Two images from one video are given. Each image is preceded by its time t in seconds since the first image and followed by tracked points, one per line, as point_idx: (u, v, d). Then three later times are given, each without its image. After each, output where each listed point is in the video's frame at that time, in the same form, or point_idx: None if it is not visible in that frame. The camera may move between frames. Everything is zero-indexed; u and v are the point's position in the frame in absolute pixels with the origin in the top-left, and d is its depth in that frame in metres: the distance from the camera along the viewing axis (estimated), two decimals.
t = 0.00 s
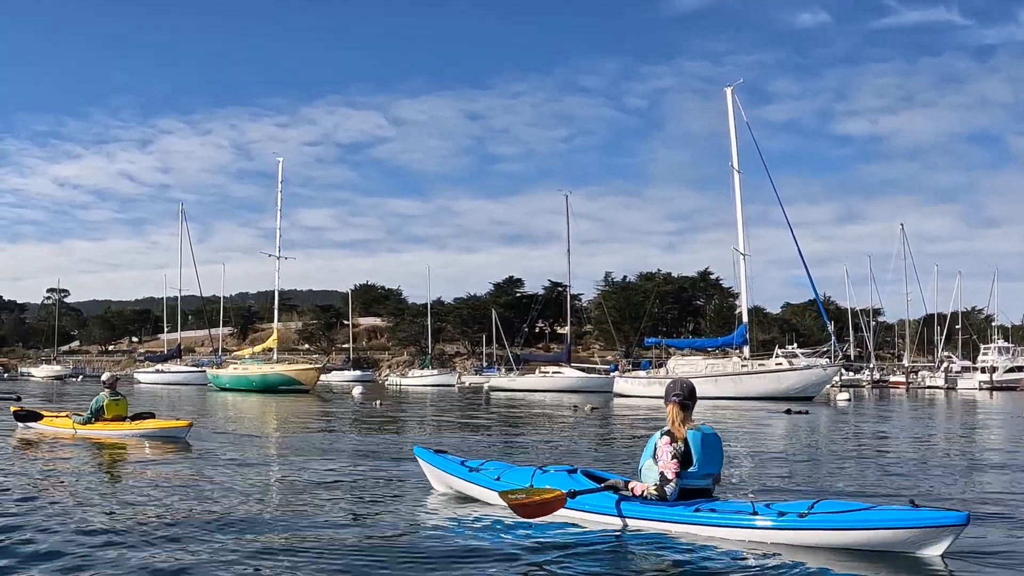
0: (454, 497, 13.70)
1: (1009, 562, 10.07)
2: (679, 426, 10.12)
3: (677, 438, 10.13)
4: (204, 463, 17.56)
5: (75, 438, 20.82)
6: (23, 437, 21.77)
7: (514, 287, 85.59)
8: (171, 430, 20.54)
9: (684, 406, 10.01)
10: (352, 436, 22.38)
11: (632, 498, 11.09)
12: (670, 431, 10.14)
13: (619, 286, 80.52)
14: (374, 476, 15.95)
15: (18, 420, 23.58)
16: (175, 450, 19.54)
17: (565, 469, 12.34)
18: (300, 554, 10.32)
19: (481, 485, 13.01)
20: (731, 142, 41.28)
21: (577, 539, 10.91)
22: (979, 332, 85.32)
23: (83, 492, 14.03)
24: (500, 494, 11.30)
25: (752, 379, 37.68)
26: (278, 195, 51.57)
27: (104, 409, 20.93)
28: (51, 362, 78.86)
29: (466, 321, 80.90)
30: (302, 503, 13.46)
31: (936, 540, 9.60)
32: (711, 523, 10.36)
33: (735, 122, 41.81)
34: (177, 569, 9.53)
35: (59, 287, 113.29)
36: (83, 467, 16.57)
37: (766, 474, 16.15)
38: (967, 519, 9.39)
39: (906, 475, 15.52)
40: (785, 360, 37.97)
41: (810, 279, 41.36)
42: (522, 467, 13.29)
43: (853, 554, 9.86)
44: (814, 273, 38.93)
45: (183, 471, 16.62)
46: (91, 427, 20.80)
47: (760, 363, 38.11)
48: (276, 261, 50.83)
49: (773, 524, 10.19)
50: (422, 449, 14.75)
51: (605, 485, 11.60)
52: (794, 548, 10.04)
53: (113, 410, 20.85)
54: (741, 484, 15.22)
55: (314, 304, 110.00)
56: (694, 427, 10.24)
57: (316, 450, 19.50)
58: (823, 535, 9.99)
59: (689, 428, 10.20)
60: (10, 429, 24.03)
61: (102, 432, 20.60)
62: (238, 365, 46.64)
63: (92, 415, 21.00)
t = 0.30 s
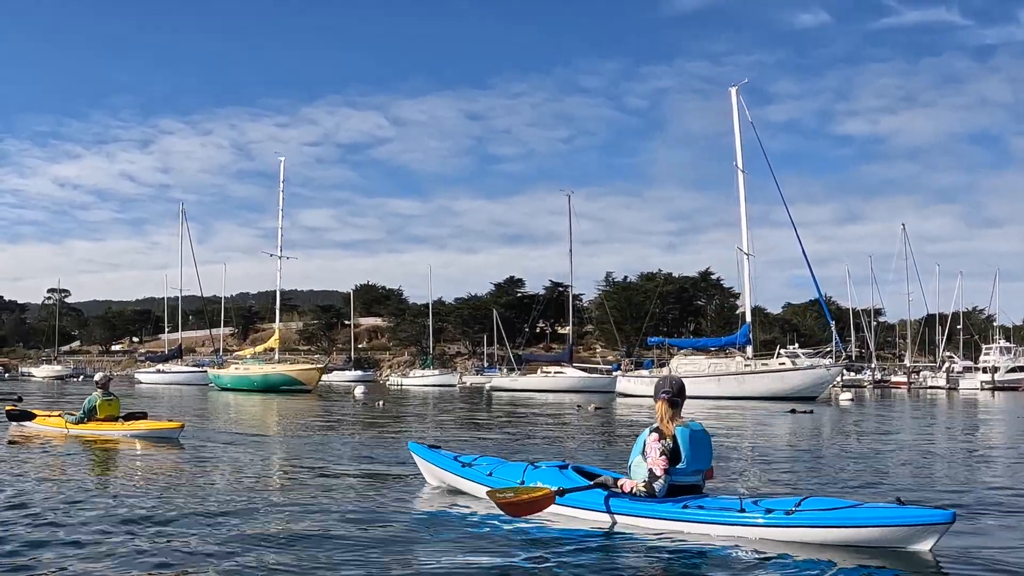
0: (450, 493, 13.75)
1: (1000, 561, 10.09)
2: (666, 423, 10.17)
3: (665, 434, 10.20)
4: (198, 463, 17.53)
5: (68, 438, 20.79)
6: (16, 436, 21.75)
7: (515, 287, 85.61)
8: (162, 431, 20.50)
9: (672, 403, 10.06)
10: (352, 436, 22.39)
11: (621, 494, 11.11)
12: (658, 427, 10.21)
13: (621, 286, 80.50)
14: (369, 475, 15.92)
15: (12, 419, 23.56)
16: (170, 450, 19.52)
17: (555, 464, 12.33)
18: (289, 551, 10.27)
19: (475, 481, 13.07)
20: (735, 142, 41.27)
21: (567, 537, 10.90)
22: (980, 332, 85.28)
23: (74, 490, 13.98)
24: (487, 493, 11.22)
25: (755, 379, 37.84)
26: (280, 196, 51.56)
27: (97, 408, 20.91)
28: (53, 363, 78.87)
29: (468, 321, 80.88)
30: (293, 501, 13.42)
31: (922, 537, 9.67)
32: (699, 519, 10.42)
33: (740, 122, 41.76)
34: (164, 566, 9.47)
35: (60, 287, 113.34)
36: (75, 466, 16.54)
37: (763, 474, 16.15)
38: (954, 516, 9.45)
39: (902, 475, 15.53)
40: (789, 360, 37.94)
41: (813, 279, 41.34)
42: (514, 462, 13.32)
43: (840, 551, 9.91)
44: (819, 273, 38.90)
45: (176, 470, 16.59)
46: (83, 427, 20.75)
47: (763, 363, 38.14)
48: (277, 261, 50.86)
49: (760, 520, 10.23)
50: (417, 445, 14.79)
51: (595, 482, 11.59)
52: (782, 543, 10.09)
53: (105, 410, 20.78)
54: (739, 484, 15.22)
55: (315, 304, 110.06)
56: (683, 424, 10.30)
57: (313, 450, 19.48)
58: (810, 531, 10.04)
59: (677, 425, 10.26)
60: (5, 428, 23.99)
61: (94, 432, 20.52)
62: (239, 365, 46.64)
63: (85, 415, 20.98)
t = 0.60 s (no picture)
0: (443, 489, 13.81)
1: (991, 561, 10.06)
2: (657, 423, 10.16)
3: (655, 433, 10.20)
4: (193, 463, 17.52)
5: (62, 438, 20.87)
6: (9, 435, 21.84)
7: (517, 288, 85.60)
8: (155, 431, 20.50)
9: (662, 402, 10.06)
10: (352, 436, 22.39)
11: (611, 493, 11.15)
12: (647, 427, 10.20)
13: (623, 287, 80.52)
14: (365, 475, 15.92)
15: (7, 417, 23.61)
16: (166, 450, 19.50)
17: (547, 462, 12.33)
18: (278, 552, 10.26)
19: (467, 478, 13.11)
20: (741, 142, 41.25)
21: (558, 535, 10.89)
22: (983, 332, 85.22)
23: (65, 491, 13.94)
24: (478, 495, 11.21)
25: (759, 378, 37.74)
26: (283, 195, 51.69)
27: (91, 408, 20.98)
28: (55, 363, 78.97)
29: (470, 321, 80.84)
30: (286, 501, 13.41)
31: (909, 537, 9.63)
32: (688, 519, 10.43)
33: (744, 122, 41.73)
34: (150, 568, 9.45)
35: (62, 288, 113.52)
36: (69, 466, 16.52)
37: (761, 475, 16.16)
38: (940, 516, 9.43)
39: (899, 475, 15.51)
40: (793, 359, 37.91)
41: (817, 279, 41.31)
42: (506, 459, 13.36)
43: (827, 551, 9.90)
44: (824, 273, 38.81)
45: (170, 469, 16.57)
46: (77, 427, 20.86)
47: (767, 363, 38.10)
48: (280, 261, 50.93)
49: (747, 520, 10.21)
50: (409, 441, 14.84)
51: (586, 480, 11.59)
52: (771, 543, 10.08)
53: (99, 409, 20.91)
54: (736, 485, 15.21)
55: (317, 304, 110.15)
56: (673, 423, 10.30)
57: (311, 450, 19.47)
58: (796, 531, 10.00)
59: (667, 424, 10.25)
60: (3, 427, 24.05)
61: (87, 431, 20.66)
62: (241, 365, 46.68)
63: (79, 414, 21.05)
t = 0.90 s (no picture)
0: (438, 490, 13.82)
1: (983, 560, 10.09)
2: (648, 423, 10.17)
3: (646, 434, 10.22)
4: (189, 462, 17.51)
5: (57, 437, 20.90)
6: (4, 434, 21.86)
7: (518, 288, 85.62)
8: (150, 431, 20.50)
9: (653, 403, 10.05)
10: (352, 436, 22.38)
11: (602, 494, 11.15)
12: (639, 427, 10.21)
13: (626, 287, 80.51)
14: (361, 475, 15.91)
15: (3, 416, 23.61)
16: (163, 450, 19.50)
17: (539, 463, 12.31)
18: (269, 552, 10.20)
19: (460, 479, 13.09)
20: (744, 141, 41.23)
21: (550, 535, 10.87)
22: (985, 332, 85.23)
23: (57, 491, 13.88)
24: (470, 499, 11.18)
25: (763, 379, 37.67)
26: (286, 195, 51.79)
27: (85, 407, 21.02)
28: (57, 363, 79.01)
29: (471, 321, 80.81)
30: (280, 499, 13.40)
31: (897, 534, 9.67)
32: (679, 518, 10.43)
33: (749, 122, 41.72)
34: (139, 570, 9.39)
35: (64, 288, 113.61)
36: (63, 465, 16.50)
37: (762, 474, 16.14)
38: (927, 514, 9.48)
39: (899, 475, 15.52)
40: (796, 360, 37.92)
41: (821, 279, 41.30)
42: (499, 459, 13.35)
43: (816, 550, 9.94)
44: (827, 274, 38.79)
45: (166, 469, 16.53)
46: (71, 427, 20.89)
47: (770, 363, 38.09)
48: (282, 261, 50.94)
49: (736, 519, 10.26)
50: (405, 442, 14.86)
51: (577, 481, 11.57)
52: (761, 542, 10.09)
53: (92, 409, 20.96)
54: (735, 484, 15.18)
55: (319, 305, 110.21)
56: (664, 424, 10.32)
57: (310, 451, 19.45)
58: (785, 529, 10.04)
59: (658, 425, 10.26)
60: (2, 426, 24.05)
61: (81, 431, 20.69)
62: (244, 365, 46.67)
63: (73, 413, 21.08)
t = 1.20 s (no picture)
0: (434, 491, 13.81)
1: (978, 561, 10.05)
2: (638, 425, 10.22)
3: (636, 435, 10.28)
4: (185, 462, 17.49)
5: (52, 437, 20.89)
6: None
7: (519, 288, 85.66)
8: (145, 430, 20.55)
9: (644, 404, 10.10)
10: (352, 436, 22.35)
11: (594, 494, 11.14)
12: (629, 429, 10.28)
13: (626, 287, 80.56)
14: (357, 476, 15.87)
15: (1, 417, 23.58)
16: (159, 450, 19.48)
17: (533, 464, 12.31)
18: (261, 551, 10.16)
19: (455, 480, 13.10)
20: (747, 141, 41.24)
21: (542, 536, 10.85)
22: (986, 333, 85.26)
23: (50, 490, 13.85)
24: (460, 498, 11.20)
25: (766, 379, 37.63)
26: (287, 194, 51.81)
27: (80, 408, 21.07)
28: (58, 364, 79.05)
29: (472, 321, 80.81)
30: (274, 498, 13.37)
31: (886, 536, 9.66)
32: (669, 519, 10.40)
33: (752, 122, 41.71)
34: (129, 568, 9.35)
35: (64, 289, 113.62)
36: (61, 465, 16.50)
37: (763, 475, 16.09)
38: (916, 515, 9.47)
39: (899, 476, 15.49)
40: (800, 360, 37.89)
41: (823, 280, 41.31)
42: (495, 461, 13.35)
43: (806, 550, 9.90)
44: (830, 274, 38.77)
45: (161, 468, 16.51)
46: (64, 427, 20.90)
47: (774, 363, 38.06)
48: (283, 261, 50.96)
49: (725, 520, 10.23)
50: (401, 445, 14.86)
51: (569, 483, 11.58)
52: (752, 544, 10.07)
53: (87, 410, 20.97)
54: (734, 485, 15.14)
55: (320, 305, 110.26)
56: (655, 426, 10.38)
57: (308, 451, 19.41)
58: (775, 530, 10.02)
59: (648, 427, 10.31)
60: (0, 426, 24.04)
61: (75, 431, 20.69)
62: (246, 366, 46.62)
63: (67, 414, 21.08)
